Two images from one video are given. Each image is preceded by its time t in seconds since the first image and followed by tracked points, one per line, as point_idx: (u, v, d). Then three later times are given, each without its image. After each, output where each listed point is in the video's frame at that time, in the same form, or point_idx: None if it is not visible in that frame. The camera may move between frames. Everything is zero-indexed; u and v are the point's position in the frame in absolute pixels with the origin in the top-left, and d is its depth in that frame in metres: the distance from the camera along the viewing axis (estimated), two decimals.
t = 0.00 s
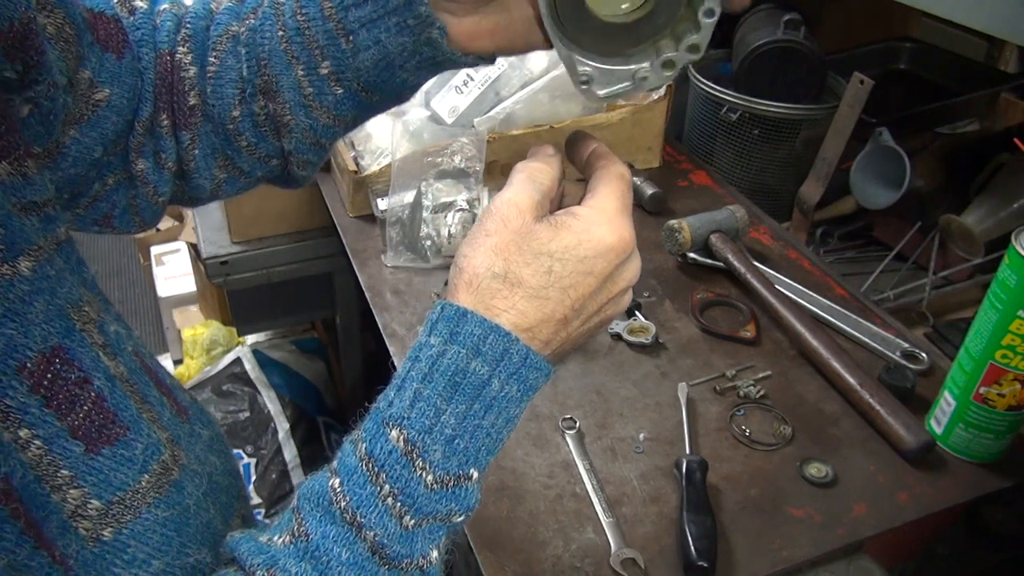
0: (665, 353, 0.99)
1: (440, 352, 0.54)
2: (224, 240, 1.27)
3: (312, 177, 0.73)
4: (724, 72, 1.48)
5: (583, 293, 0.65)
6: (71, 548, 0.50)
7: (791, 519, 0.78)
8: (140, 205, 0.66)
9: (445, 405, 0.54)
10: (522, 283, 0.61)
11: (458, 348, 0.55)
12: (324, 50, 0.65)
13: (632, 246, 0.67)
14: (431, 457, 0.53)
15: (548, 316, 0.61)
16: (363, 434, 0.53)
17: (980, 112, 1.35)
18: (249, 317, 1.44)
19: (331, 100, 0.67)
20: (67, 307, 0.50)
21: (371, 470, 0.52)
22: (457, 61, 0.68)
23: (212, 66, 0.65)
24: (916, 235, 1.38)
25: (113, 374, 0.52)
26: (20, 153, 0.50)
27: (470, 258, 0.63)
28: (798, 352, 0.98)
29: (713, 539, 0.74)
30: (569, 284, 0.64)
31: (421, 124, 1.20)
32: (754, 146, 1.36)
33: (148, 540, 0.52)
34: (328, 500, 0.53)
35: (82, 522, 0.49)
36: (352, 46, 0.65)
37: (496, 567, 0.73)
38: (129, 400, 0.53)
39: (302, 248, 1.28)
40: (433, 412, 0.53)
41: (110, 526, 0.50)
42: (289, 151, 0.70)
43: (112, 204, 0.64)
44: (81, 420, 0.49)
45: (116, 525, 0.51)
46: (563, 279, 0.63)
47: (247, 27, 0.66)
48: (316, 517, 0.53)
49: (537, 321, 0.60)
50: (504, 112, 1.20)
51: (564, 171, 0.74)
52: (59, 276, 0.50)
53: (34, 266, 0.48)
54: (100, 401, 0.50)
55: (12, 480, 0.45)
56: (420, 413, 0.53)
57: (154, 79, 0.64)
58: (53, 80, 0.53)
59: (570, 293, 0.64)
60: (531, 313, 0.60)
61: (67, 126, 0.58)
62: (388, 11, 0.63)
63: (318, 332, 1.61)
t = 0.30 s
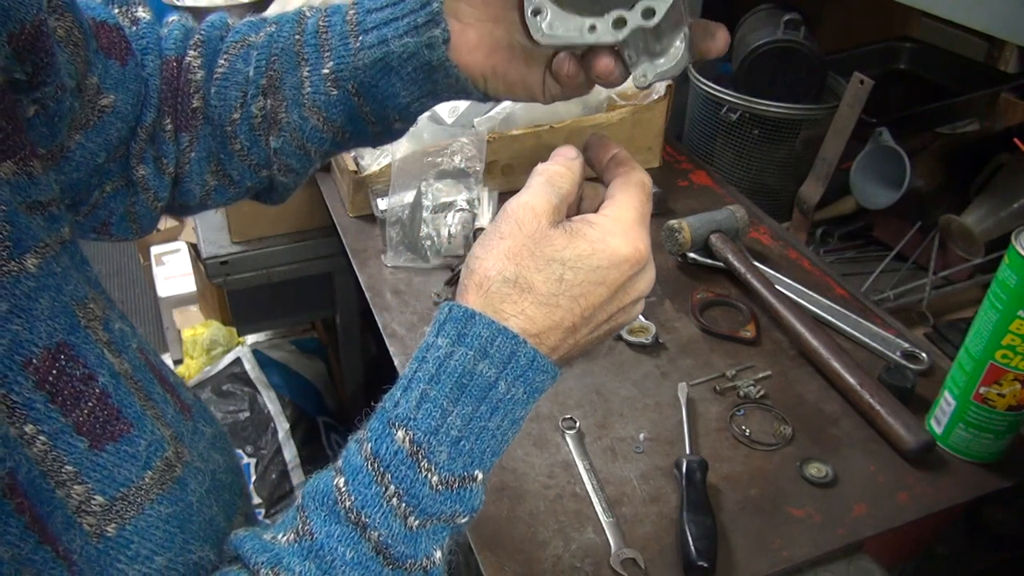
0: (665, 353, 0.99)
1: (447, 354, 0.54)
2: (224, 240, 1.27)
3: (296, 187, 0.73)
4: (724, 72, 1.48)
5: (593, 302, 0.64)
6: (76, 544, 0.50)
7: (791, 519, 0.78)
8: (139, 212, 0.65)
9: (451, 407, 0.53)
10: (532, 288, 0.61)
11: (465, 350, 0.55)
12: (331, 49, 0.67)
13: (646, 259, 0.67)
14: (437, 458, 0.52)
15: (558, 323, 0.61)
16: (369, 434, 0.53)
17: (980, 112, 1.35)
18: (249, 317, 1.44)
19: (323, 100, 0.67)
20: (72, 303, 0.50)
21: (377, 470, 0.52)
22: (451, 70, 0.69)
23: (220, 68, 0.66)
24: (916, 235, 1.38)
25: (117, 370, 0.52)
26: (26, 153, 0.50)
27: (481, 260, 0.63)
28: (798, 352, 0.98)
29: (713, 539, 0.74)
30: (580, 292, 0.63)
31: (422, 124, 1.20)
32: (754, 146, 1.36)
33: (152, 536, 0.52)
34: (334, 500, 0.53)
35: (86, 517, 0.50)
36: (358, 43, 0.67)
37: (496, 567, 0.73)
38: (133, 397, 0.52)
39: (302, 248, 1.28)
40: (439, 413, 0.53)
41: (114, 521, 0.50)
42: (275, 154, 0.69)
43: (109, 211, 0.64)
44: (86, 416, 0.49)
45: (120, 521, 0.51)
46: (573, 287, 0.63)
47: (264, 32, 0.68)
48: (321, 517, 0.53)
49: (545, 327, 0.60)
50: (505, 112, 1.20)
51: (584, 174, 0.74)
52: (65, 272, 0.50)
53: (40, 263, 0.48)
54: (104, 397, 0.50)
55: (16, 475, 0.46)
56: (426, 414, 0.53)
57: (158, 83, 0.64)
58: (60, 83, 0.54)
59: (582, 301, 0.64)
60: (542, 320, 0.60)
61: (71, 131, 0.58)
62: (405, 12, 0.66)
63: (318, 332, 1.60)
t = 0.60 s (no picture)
0: (665, 353, 0.99)
1: (454, 359, 0.54)
2: (224, 240, 1.27)
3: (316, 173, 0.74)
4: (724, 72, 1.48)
5: (600, 310, 0.64)
6: (76, 540, 0.50)
7: (791, 519, 0.78)
8: (147, 198, 0.65)
9: (457, 412, 0.53)
10: (539, 295, 0.61)
11: (471, 356, 0.54)
12: (341, 46, 0.66)
13: (653, 268, 0.67)
14: (442, 463, 0.53)
15: (563, 330, 0.61)
16: (374, 437, 0.53)
17: (980, 112, 1.35)
18: (249, 317, 1.44)
19: (343, 96, 0.67)
20: (73, 301, 0.50)
21: (381, 473, 0.52)
22: (469, 67, 0.69)
23: (228, 63, 0.65)
24: (916, 235, 1.38)
25: (118, 368, 0.52)
26: (30, 150, 0.50)
27: (490, 266, 0.63)
28: (798, 352, 0.98)
29: (713, 539, 0.74)
30: (587, 300, 0.63)
31: (422, 124, 1.20)
32: (753, 146, 1.36)
33: (152, 533, 0.52)
34: (338, 501, 0.53)
35: (86, 514, 0.50)
36: (369, 43, 0.66)
37: (496, 567, 0.73)
38: (133, 394, 0.52)
39: (302, 248, 1.28)
40: (444, 419, 0.53)
41: (114, 518, 0.51)
42: (298, 145, 0.69)
43: (118, 197, 0.64)
44: (86, 413, 0.49)
45: (120, 518, 0.51)
46: (581, 295, 0.63)
47: (266, 26, 0.66)
48: (325, 518, 0.53)
49: (551, 335, 0.60)
50: (505, 112, 1.20)
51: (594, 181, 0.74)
52: (67, 271, 0.50)
53: (41, 261, 0.48)
54: (105, 395, 0.50)
55: (17, 470, 0.46)
56: (432, 419, 0.53)
57: (165, 76, 0.64)
58: (65, 76, 0.54)
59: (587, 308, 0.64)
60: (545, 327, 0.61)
61: (76, 122, 0.58)
62: (411, 13, 0.65)
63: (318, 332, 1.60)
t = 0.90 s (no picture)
0: (665, 353, 0.99)
1: (465, 363, 0.55)
2: (224, 240, 1.27)
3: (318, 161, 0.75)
4: (724, 72, 1.48)
5: (612, 318, 0.64)
6: (77, 533, 0.49)
7: (791, 519, 0.78)
8: (150, 189, 0.66)
9: (466, 416, 0.54)
10: (553, 302, 0.61)
11: (483, 360, 0.55)
12: (339, 35, 0.67)
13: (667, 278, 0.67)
14: (451, 466, 0.53)
15: (574, 337, 0.61)
16: (383, 439, 0.53)
17: (980, 112, 1.35)
18: (249, 317, 1.44)
19: (343, 86, 0.69)
20: (75, 297, 0.50)
21: (390, 475, 0.52)
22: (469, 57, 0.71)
23: (227, 54, 0.66)
24: (916, 235, 1.38)
25: (119, 363, 0.52)
26: (33, 146, 0.50)
27: (503, 269, 0.63)
28: (798, 352, 0.98)
29: (713, 539, 0.74)
30: (600, 308, 0.63)
31: (422, 124, 1.20)
32: (753, 146, 1.36)
33: (154, 526, 0.52)
34: (346, 503, 0.52)
35: (87, 507, 0.49)
36: (368, 33, 0.67)
37: (496, 567, 0.73)
38: (134, 389, 0.52)
39: (302, 248, 1.28)
40: (454, 423, 0.53)
41: (116, 512, 0.50)
42: (299, 135, 0.71)
43: (120, 188, 0.64)
44: (88, 406, 0.49)
45: (122, 511, 0.50)
46: (594, 302, 0.63)
47: (263, 16, 0.67)
48: (333, 519, 0.52)
49: (563, 340, 0.61)
50: (505, 112, 1.19)
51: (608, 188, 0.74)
52: (67, 270, 0.50)
53: (44, 257, 0.48)
54: (106, 389, 0.50)
55: (22, 462, 0.46)
56: (441, 423, 0.53)
57: (165, 67, 0.64)
58: (67, 70, 0.54)
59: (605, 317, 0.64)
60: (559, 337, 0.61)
61: (80, 113, 0.58)
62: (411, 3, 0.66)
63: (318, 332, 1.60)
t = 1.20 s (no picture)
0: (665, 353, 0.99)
1: (531, 445, 0.47)
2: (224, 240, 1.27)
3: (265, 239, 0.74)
4: (724, 72, 1.48)
5: (697, 420, 0.52)
6: (83, 527, 0.46)
7: (791, 519, 0.78)
8: (100, 244, 0.63)
9: (524, 502, 0.46)
10: (633, 396, 0.49)
11: (551, 446, 0.46)
12: (317, 122, 0.69)
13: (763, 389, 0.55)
14: (499, 551, 0.45)
15: (651, 436, 0.50)
16: (432, 506, 0.46)
17: (980, 112, 1.36)
18: (249, 317, 1.43)
19: (308, 169, 0.70)
20: (83, 293, 0.48)
21: (434, 550, 0.45)
22: (432, 160, 0.74)
23: (204, 123, 0.66)
24: (916, 235, 1.38)
25: (126, 360, 0.50)
26: (38, 150, 0.49)
27: (586, 350, 0.51)
28: (798, 352, 0.98)
29: (713, 539, 0.74)
30: (686, 408, 0.51)
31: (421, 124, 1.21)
32: (753, 146, 1.36)
33: (157, 521, 0.49)
34: (384, 570, 0.45)
35: (93, 502, 0.47)
36: (344, 124, 0.70)
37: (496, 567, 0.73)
38: (140, 386, 0.51)
39: (303, 248, 1.29)
40: (510, 506, 0.46)
41: (120, 506, 0.47)
42: (252, 210, 0.70)
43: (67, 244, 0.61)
44: (93, 402, 0.47)
45: (127, 506, 0.47)
46: (682, 403, 0.51)
47: (250, 95, 0.69)
48: None
49: (637, 438, 0.49)
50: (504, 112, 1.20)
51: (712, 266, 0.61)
52: (76, 267, 0.48)
53: (53, 255, 0.46)
54: (112, 385, 0.48)
55: (28, 455, 0.44)
56: (497, 503, 0.46)
57: (138, 128, 0.63)
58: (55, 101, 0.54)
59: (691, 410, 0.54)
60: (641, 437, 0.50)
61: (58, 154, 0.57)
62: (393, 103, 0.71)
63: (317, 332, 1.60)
